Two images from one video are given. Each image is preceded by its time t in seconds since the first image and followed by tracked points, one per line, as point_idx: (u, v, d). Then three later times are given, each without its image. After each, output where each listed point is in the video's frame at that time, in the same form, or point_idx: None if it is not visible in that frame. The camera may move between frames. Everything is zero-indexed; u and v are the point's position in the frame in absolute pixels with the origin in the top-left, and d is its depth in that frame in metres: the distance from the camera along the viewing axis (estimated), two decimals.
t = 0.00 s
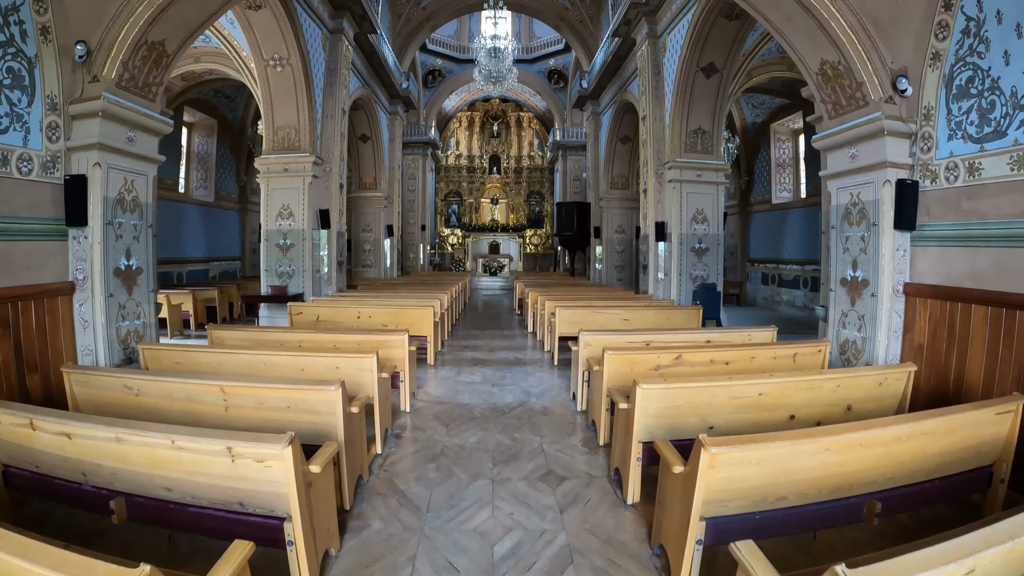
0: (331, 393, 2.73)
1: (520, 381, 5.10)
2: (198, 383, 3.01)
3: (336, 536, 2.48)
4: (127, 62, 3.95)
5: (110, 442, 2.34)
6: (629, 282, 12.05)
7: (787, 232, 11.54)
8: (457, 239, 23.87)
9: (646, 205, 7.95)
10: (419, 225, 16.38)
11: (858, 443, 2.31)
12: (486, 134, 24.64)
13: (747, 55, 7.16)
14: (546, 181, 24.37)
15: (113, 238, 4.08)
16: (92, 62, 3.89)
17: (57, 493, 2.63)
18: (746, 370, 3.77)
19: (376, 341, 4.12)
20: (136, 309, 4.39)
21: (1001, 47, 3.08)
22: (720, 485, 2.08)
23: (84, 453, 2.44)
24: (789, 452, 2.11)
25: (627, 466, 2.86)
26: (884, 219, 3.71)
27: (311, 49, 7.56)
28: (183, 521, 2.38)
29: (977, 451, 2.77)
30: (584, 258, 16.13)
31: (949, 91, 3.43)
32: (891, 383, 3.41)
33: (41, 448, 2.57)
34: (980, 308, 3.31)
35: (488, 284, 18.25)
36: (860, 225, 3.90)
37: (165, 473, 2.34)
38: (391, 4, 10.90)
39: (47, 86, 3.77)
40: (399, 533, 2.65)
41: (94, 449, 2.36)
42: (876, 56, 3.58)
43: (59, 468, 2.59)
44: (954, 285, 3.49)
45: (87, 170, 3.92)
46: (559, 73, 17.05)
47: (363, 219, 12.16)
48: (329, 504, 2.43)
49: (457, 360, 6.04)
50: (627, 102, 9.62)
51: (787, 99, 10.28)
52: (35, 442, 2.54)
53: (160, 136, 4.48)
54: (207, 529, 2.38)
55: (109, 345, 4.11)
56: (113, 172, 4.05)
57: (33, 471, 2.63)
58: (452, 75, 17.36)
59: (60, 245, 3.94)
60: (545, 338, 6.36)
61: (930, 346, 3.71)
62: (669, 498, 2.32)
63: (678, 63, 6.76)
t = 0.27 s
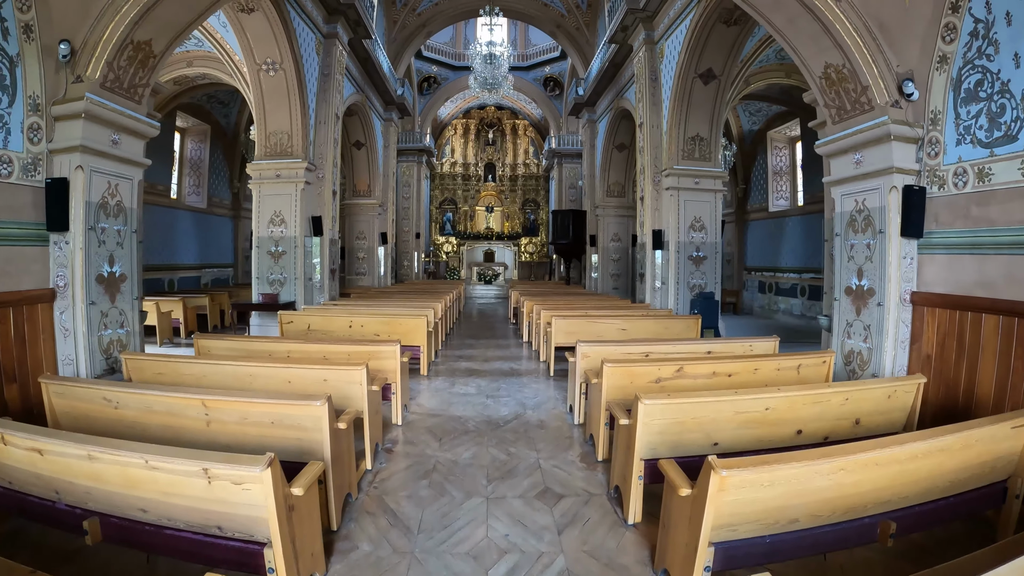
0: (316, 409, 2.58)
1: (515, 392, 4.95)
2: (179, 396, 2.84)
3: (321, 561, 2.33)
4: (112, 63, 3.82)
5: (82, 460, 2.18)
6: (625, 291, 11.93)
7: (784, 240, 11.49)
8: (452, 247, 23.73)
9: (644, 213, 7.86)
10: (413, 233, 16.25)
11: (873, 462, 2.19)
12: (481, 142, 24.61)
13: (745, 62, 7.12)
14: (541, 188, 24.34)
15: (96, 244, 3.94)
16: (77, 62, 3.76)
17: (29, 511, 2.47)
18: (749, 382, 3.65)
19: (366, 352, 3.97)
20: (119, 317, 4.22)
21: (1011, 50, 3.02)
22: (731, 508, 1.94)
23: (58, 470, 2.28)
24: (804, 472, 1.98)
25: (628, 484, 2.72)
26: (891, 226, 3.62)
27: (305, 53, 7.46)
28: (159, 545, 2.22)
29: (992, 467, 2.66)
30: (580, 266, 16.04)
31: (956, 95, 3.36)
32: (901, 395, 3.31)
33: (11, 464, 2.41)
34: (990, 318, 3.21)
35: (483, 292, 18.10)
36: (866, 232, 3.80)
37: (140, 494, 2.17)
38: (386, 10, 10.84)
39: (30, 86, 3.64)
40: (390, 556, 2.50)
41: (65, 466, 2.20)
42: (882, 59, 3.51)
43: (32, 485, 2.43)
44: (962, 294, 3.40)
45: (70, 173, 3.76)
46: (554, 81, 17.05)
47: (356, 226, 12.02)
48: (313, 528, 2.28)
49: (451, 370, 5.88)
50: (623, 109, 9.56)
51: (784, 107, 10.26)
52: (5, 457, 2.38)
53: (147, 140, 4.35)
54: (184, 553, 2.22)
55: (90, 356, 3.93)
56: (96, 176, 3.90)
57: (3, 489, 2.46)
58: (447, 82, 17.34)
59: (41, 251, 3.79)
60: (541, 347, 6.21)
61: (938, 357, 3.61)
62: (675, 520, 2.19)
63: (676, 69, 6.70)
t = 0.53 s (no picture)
0: (304, 421, 2.41)
1: (514, 402, 4.80)
2: (161, 407, 2.69)
3: None
4: (98, 59, 3.66)
5: (54, 476, 2.02)
6: (624, 297, 11.81)
7: (784, 246, 11.40)
8: (449, 253, 23.59)
9: (644, 218, 7.76)
10: (410, 238, 16.13)
11: (897, 479, 2.06)
12: (478, 147, 24.58)
13: (746, 64, 7.04)
14: (538, 194, 24.27)
15: (80, 247, 3.78)
16: (61, 58, 3.62)
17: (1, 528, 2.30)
18: (758, 392, 3.53)
19: (360, 360, 3.82)
20: (104, 323, 4.05)
21: None
22: (751, 532, 1.79)
23: (29, 487, 2.11)
24: (829, 492, 1.84)
25: (635, 500, 2.58)
26: (903, 230, 3.51)
27: (300, 56, 7.33)
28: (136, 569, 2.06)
29: (1016, 481, 2.54)
30: (578, 272, 15.92)
31: (970, 94, 3.26)
32: (916, 405, 3.20)
33: None
34: (1007, 323, 3.10)
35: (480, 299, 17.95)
36: (877, 236, 3.69)
37: (116, 514, 2.02)
38: (383, 14, 10.76)
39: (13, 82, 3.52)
40: None
41: (36, 483, 2.04)
42: (892, 56, 3.41)
43: (3, 502, 2.26)
44: (977, 299, 3.28)
45: (52, 173, 3.61)
46: (552, 86, 17.01)
47: (352, 231, 11.88)
48: (299, 550, 2.12)
49: (448, 378, 5.73)
50: (622, 113, 9.48)
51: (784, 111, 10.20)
52: None
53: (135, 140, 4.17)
54: None
55: (73, 363, 3.78)
56: (80, 176, 3.74)
57: None
58: (445, 87, 17.30)
59: (23, 253, 3.64)
60: (540, 355, 6.08)
61: (951, 364, 3.49)
62: (689, 542, 2.04)
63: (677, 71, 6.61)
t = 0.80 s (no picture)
0: (289, 448, 2.19)
1: (512, 418, 4.63)
2: (138, 430, 2.51)
3: None
4: (79, 62, 3.49)
5: (18, 509, 1.85)
6: (622, 306, 11.68)
7: (783, 255, 11.32)
8: (444, 262, 23.43)
9: (643, 227, 7.64)
10: (406, 247, 15.99)
11: (927, 508, 1.92)
12: (474, 156, 24.54)
13: (746, 72, 6.98)
14: (535, 203, 24.21)
15: (60, 257, 3.58)
16: (41, 60, 3.45)
17: None
18: (767, 409, 3.44)
19: (352, 376, 3.65)
20: (85, 337, 3.83)
21: None
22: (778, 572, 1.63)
23: None
24: (860, 526, 1.70)
25: (642, 529, 2.42)
26: (917, 240, 3.41)
27: (294, 62, 7.20)
28: None
29: None
30: (574, 281, 15.78)
31: (985, 99, 3.20)
32: (933, 423, 3.07)
33: None
34: None
35: (476, 308, 17.78)
36: (889, 246, 3.58)
37: (84, 551, 1.84)
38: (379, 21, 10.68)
39: None
40: None
41: None
42: (904, 61, 3.33)
43: None
44: (993, 312, 3.18)
45: (31, 180, 3.43)
46: (549, 95, 16.99)
47: (347, 240, 11.73)
48: None
49: (444, 392, 5.55)
50: (620, 121, 9.41)
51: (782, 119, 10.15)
52: None
53: (119, 145, 3.98)
54: None
55: (53, 380, 3.57)
56: (60, 183, 3.55)
57: None
58: (441, 95, 17.25)
59: None
60: (539, 367, 5.92)
61: (966, 379, 3.36)
62: None
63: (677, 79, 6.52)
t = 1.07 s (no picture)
0: (275, 463, 2.02)
1: (510, 426, 4.49)
2: (116, 442, 2.35)
3: None
4: (63, 56, 3.35)
5: None
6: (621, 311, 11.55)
7: (783, 259, 11.24)
8: (441, 266, 23.26)
9: (642, 230, 7.54)
10: (402, 251, 15.85)
11: (956, 525, 1.81)
12: (471, 159, 24.47)
13: (746, 73, 6.92)
14: (532, 207, 24.13)
15: (41, 258, 3.39)
16: (22, 53, 3.30)
17: None
18: (776, 417, 3.33)
19: (344, 384, 3.51)
20: (68, 342, 3.64)
21: None
22: None
23: None
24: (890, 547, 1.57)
25: (650, 546, 2.30)
26: (930, 241, 3.33)
27: (289, 62, 7.09)
28: None
29: None
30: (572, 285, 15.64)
31: (999, 96, 3.15)
32: (949, 431, 2.97)
33: None
34: None
35: (473, 313, 17.62)
36: (901, 248, 3.50)
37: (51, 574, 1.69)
38: (375, 23, 10.60)
39: None
40: None
41: None
42: (916, 57, 3.27)
43: None
44: (1008, 315, 3.09)
45: (11, 178, 3.27)
46: (546, 98, 16.94)
47: (341, 244, 11.58)
48: None
49: (440, 399, 5.41)
50: (619, 123, 9.33)
51: (781, 121, 10.09)
52: None
53: (105, 144, 3.83)
54: None
55: (34, 387, 3.39)
56: (42, 182, 3.39)
57: None
58: (438, 98, 17.18)
59: None
60: (537, 373, 5.79)
61: (981, 385, 3.26)
62: None
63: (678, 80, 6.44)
